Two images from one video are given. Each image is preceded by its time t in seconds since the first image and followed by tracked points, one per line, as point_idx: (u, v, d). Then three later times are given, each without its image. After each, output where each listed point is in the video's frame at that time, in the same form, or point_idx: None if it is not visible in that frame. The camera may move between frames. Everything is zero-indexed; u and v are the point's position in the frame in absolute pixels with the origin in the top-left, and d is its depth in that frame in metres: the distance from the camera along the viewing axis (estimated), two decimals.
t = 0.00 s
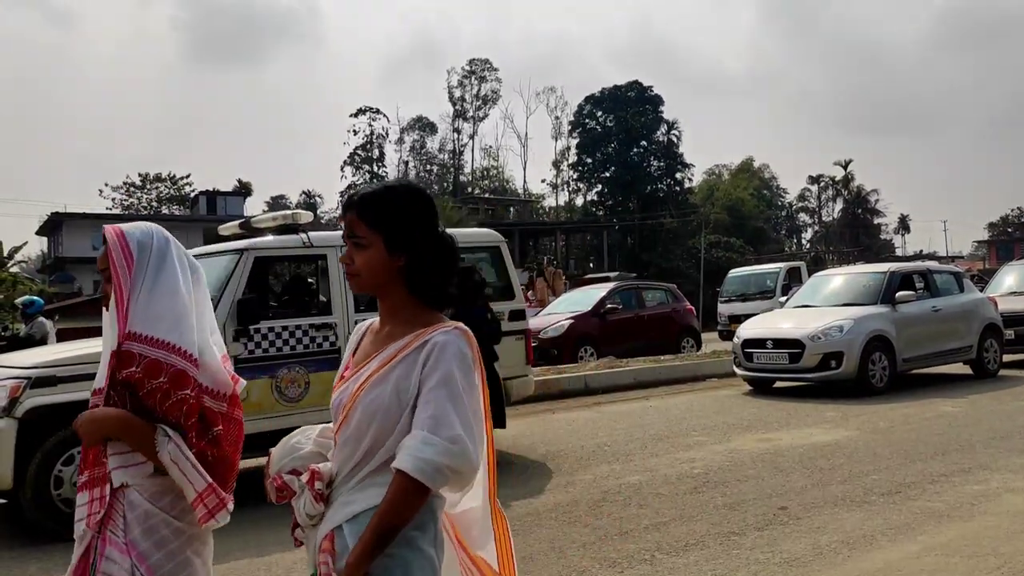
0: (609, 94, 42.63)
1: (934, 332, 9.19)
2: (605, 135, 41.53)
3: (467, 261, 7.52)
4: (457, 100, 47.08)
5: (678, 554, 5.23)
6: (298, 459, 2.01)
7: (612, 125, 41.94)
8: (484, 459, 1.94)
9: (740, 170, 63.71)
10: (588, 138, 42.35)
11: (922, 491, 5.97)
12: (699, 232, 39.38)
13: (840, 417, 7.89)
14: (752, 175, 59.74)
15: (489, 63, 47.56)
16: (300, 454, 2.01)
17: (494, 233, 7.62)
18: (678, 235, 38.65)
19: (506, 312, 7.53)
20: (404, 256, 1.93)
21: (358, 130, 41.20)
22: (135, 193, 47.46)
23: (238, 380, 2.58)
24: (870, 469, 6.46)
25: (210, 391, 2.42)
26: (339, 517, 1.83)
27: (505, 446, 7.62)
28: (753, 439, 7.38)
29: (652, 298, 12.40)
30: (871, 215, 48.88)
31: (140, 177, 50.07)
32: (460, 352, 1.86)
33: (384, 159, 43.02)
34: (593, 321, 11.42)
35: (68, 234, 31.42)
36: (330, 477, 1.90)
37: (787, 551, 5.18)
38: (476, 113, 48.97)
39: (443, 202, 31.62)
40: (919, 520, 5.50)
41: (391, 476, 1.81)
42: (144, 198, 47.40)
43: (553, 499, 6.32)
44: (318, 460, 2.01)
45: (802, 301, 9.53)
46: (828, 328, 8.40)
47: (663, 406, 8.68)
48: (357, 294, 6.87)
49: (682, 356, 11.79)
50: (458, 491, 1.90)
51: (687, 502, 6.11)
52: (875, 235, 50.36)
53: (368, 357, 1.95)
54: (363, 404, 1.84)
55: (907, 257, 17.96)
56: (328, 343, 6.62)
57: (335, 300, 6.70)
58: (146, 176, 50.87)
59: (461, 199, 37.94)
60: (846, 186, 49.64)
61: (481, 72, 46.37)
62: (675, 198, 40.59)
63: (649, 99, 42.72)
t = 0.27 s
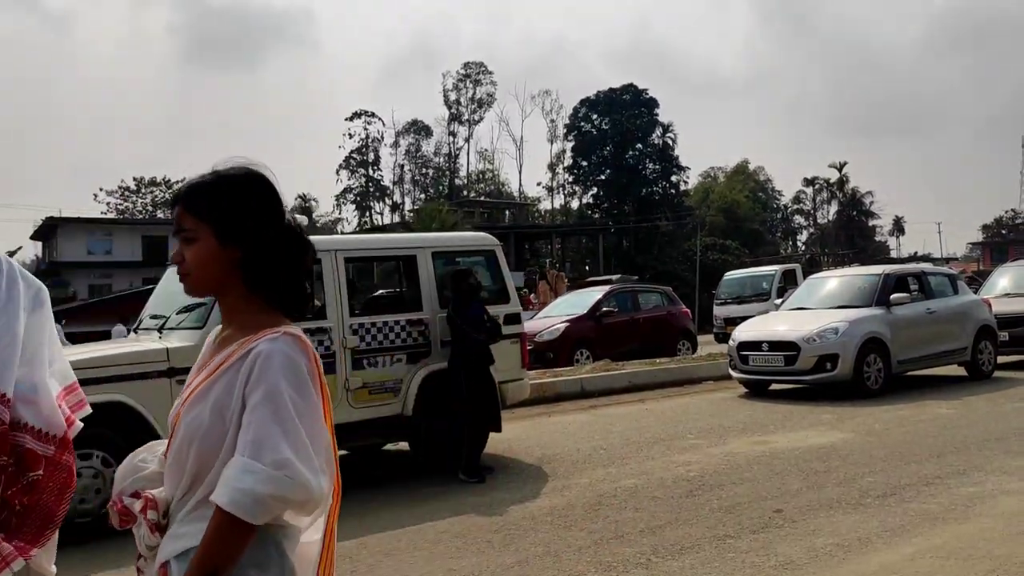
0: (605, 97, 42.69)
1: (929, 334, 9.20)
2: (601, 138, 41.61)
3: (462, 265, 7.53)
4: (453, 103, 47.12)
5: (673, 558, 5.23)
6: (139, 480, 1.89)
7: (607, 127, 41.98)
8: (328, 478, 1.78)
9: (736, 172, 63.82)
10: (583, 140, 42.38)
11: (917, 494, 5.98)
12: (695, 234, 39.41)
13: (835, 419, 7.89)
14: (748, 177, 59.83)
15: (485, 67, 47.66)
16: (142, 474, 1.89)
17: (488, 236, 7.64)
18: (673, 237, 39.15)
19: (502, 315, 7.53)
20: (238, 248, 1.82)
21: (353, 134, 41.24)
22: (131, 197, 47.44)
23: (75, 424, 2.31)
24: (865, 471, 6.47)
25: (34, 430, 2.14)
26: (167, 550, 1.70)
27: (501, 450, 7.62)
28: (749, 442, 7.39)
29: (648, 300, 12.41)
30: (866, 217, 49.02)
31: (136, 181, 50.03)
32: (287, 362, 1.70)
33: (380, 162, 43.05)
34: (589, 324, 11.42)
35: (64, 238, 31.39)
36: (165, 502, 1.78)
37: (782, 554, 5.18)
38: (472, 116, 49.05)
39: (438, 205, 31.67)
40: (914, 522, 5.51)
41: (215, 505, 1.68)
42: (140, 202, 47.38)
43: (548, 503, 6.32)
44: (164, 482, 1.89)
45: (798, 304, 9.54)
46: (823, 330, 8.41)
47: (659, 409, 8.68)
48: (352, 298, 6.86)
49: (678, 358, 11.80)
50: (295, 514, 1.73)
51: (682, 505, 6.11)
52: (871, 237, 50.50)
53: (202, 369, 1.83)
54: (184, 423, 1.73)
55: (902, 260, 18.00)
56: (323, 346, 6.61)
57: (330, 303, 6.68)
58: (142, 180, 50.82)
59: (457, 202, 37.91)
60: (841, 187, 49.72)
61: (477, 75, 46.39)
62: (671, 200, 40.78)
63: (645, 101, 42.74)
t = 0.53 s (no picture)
0: (595, 97, 42.72)
1: (917, 332, 9.23)
2: (591, 138, 41.66)
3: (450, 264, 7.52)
4: (443, 103, 47.12)
5: (661, 557, 5.24)
6: None
7: (598, 126, 42.02)
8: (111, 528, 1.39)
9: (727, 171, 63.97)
10: (574, 139, 42.41)
11: (905, 491, 6.00)
12: (686, 233, 39.48)
13: (823, 417, 7.91)
14: (738, 176, 59.98)
15: (475, 67, 47.67)
16: None
17: (478, 235, 7.62)
18: (664, 236, 39.45)
19: (490, 314, 7.52)
20: None
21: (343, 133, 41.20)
22: (120, 198, 47.31)
23: None
24: (853, 469, 6.49)
25: None
26: None
27: (491, 450, 7.61)
28: (738, 441, 7.40)
29: (638, 300, 12.42)
30: (856, 216, 49.23)
31: (126, 181, 49.89)
32: (48, 397, 1.30)
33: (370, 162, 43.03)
34: (580, 324, 11.42)
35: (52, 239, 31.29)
36: None
37: (770, 552, 5.19)
38: (462, 116, 49.06)
39: (428, 205, 31.66)
40: (901, 519, 5.53)
41: None
42: (129, 202, 47.22)
43: (537, 502, 6.32)
44: None
45: (786, 302, 9.56)
46: (811, 329, 8.44)
47: (649, 409, 8.69)
48: (341, 298, 6.86)
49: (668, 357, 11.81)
50: None
51: (672, 504, 6.12)
52: (860, 235, 50.71)
53: None
54: None
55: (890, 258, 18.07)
56: (311, 347, 6.60)
57: (318, 304, 6.68)
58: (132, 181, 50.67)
59: (447, 202, 37.90)
60: (830, 186, 49.87)
61: (466, 74, 46.39)
62: (661, 199, 40.86)
63: (636, 100, 42.79)
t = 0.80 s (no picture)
0: (582, 94, 42.70)
1: (901, 328, 9.27)
2: (579, 135, 41.69)
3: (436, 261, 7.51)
4: (430, 100, 47.07)
5: (645, 553, 5.24)
6: None
7: (585, 124, 42.05)
8: None
9: (715, 168, 64.11)
10: (562, 137, 42.43)
11: (888, 486, 6.03)
12: (673, 230, 39.57)
13: (808, 413, 7.94)
14: (725, 173, 60.16)
15: (462, 64, 47.62)
16: None
17: (463, 232, 7.61)
18: (651, 233, 39.57)
19: (476, 311, 7.51)
20: None
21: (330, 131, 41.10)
22: (106, 196, 47.08)
23: None
24: (837, 465, 6.51)
25: None
26: None
27: (477, 448, 7.60)
28: (723, 437, 7.42)
29: (624, 297, 12.44)
30: (842, 213, 49.46)
31: (112, 180, 49.65)
32: None
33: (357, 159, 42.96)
34: (566, 321, 11.43)
35: (37, 238, 31.12)
36: None
37: (755, 548, 5.20)
38: (450, 113, 49.01)
39: (415, 203, 31.61)
40: (885, 514, 5.55)
41: None
42: (115, 200, 46.94)
43: (523, 500, 6.32)
44: None
45: (771, 299, 9.59)
46: (797, 326, 8.46)
47: (635, 405, 8.70)
48: (326, 296, 6.84)
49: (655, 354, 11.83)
50: None
51: (657, 501, 6.12)
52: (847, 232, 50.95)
53: None
54: None
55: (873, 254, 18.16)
56: (297, 345, 6.58)
57: (303, 301, 6.66)
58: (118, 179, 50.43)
59: (434, 200, 37.86)
60: (817, 183, 50.07)
61: (453, 71, 46.35)
62: (649, 195, 40.95)
63: (623, 97, 42.83)
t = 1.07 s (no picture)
0: (569, 92, 42.76)
1: (885, 326, 9.33)
2: (566, 132, 41.74)
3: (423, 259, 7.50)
4: (417, 97, 47.01)
5: (632, 550, 5.26)
6: None
7: (572, 121, 42.10)
8: None
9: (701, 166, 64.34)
10: (548, 134, 42.46)
11: (873, 482, 6.07)
12: (660, 228, 39.69)
13: (794, 410, 7.98)
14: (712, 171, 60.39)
15: (449, 61, 47.60)
16: None
17: (450, 230, 7.60)
18: (637, 231, 39.71)
19: (463, 309, 7.51)
20: None
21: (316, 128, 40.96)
22: (90, 193, 46.78)
23: None
24: (822, 461, 6.55)
25: None
26: None
27: (464, 445, 7.60)
28: (710, 434, 7.45)
29: (610, 294, 12.46)
30: (827, 211, 49.76)
31: (96, 177, 49.33)
32: None
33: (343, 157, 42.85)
34: (553, 319, 11.45)
35: (20, 235, 30.89)
36: None
37: (740, 543, 5.23)
38: (436, 111, 48.98)
39: (402, 200, 31.59)
40: (869, 510, 5.59)
41: None
42: (100, 197, 46.66)
43: (511, 497, 6.32)
44: None
45: (757, 297, 9.63)
46: (783, 323, 8.50)
47: (622, 403, 8.72)
48: (312, 294, 6.82)
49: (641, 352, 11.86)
50: None
51: (644, 497, 6.15)
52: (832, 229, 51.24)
53: None
54: None
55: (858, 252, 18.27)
56: (283, 343, 6.56)
57: (290, 299, 6.64)
58: (103, 176, 50.11)
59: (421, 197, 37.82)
60: (802, 181, 50.32)
61: (440, 69, 46.32)
62: (635, 193, 41.04)
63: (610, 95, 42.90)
